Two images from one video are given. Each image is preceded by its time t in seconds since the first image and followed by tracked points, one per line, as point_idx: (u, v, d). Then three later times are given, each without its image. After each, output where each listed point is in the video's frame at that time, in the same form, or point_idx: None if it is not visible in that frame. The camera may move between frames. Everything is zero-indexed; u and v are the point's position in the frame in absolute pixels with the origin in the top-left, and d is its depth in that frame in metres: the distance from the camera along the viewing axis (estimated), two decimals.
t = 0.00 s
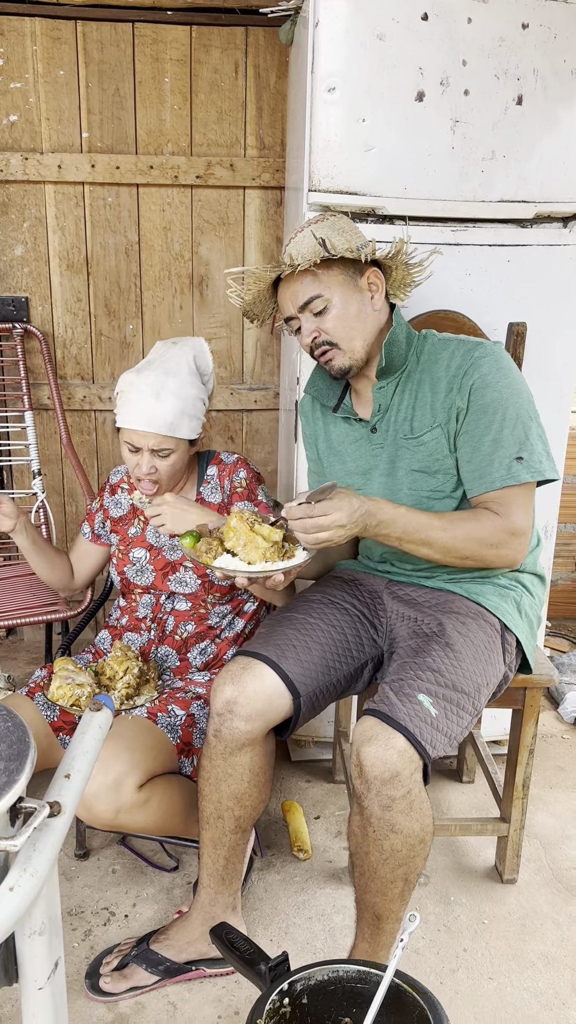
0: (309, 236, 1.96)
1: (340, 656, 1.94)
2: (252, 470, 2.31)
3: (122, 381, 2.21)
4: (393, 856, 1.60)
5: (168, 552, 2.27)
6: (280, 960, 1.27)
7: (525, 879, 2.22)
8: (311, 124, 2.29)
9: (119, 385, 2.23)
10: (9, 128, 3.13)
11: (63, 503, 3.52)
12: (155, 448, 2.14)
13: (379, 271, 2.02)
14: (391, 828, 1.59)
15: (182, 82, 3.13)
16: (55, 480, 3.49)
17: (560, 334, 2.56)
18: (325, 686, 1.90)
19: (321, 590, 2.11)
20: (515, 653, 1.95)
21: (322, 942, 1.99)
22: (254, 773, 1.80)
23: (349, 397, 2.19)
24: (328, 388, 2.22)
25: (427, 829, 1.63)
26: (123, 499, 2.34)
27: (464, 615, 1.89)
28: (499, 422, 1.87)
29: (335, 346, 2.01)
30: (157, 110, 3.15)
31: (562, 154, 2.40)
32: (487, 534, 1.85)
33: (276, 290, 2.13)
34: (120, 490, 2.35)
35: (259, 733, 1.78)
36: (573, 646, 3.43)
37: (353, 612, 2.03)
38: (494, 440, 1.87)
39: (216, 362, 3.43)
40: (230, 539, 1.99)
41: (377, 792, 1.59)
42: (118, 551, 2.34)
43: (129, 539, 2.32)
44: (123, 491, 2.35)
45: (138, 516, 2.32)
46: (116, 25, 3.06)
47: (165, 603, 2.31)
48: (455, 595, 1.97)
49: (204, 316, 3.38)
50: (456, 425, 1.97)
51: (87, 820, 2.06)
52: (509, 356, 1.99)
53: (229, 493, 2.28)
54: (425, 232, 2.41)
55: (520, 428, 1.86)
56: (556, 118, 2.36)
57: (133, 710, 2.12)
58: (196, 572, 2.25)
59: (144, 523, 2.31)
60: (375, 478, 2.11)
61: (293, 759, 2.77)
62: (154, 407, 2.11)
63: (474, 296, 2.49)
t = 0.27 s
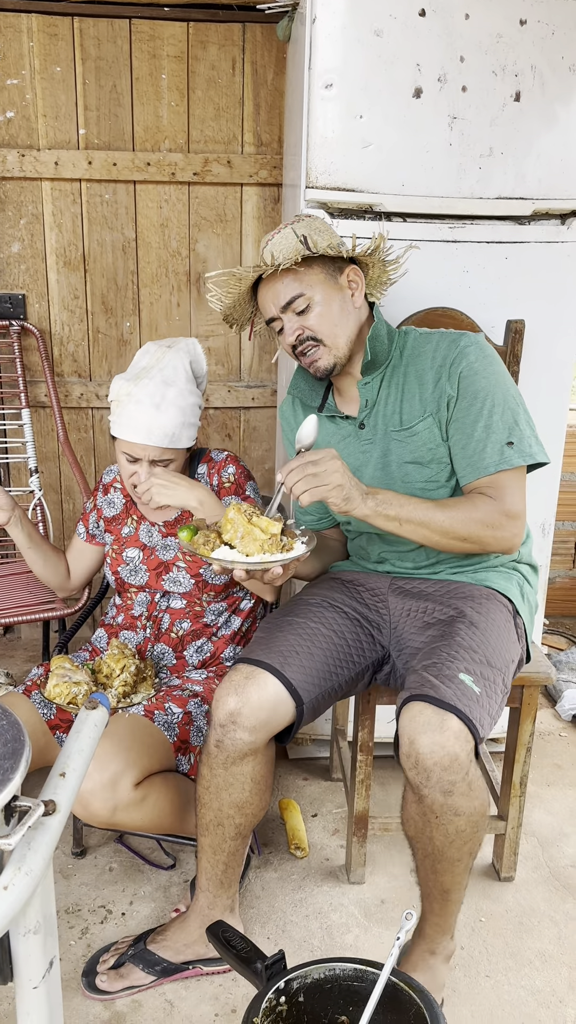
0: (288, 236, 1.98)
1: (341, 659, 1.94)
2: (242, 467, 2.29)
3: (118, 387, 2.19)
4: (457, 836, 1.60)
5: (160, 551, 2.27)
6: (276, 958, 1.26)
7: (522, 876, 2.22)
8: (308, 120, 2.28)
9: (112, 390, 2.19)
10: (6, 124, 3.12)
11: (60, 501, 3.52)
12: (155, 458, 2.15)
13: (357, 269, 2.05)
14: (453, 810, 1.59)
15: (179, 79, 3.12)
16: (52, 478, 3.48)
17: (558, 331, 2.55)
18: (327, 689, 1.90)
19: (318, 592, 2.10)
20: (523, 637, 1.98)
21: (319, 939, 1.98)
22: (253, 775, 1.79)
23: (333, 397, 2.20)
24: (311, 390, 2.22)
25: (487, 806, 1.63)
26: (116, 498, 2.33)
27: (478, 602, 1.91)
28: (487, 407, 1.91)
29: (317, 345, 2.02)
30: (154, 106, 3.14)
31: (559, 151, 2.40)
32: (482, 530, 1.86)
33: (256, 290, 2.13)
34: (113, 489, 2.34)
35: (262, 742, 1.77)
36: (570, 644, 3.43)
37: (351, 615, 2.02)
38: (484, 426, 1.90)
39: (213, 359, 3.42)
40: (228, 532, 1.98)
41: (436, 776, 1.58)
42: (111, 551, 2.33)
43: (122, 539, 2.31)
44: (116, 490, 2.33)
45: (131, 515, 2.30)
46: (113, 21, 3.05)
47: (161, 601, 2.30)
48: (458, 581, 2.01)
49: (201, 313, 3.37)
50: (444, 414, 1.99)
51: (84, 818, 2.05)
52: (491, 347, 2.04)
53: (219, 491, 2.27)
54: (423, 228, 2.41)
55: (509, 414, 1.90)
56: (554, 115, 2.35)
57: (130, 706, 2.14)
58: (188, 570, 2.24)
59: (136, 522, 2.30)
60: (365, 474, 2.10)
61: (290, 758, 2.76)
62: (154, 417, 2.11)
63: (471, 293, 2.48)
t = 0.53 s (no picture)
0: (269, 238, 1.99)
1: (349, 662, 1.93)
2: (248, 476, 2.29)
3: (118, 381, 2.19)
4: None
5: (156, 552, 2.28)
6: (274, 957, 1.26)
7: (520, 874, 2.22)
8: (305, 117, 2.28)
9: (114, 384, 2.19)
10: (3, 122, 3.11)
11: (58, 499, 3.51)
12: (168, 438, 2.14)
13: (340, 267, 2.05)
14: None
15: (177, 76, 3.11)
16: (50, 476, 3.48)
17: (557, 329, 2.55)
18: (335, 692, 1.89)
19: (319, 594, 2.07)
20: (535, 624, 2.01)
21: (316, 937, 1.98)
22: (261, 776, 1.79)
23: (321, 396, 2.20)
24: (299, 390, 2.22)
25: None
26: (111, 497, 2.32)
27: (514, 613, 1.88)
28: (473, 398, 1.91)
29: (304, 345, 2.02)
30: (152, 103, 3.13)
31: (558, 148, 2.39)
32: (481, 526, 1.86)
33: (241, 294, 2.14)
34: (108, 487, 2.33)
35: (269, 745, 1.77)
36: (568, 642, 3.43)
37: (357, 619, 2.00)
38: (472, 418, 1.90)
39: (211, 357, 3.42)
40: (229, 530, 1.99)
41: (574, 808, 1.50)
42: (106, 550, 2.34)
43: (118, 538, 2.32)
44: (111, 489, 2.33)
45: (127, 514, 2.31)
46: (111, 18, 3.04)
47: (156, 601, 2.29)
48: (471, 583, 2.01)
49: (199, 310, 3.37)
50: (431, 407, 2.00)
51: (82, 816, 2.05)
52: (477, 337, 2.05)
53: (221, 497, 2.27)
54: (421, 226, 2.40)
55: (495, 404, 1.90)
56: (552, 112, 2.35)
57: (128, 704, 2.13)
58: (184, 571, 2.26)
59: (132, 522, 2.30)
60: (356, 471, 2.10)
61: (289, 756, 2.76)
62: (163, 399, 2.12)
63: (469, 290, 2.48)
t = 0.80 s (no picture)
0: (275, 235, 1.99)
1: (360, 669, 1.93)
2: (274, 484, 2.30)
3: (141, 367, 2.30)
4: None
5: (169, 548, 2.29)
6: (274, 956, 1.25)
7: (520, 873, 2.22)
8: (305, 115, 2.27)
9: (138, 371, 2.30)
10: (1, 119, 3.10)
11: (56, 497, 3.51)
12: (204, 406, 2.26)
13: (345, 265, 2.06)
14: None
15: (175, 74, 3.10)
16: (49, 474, 3.47)
17: (556, 327, 2.54)
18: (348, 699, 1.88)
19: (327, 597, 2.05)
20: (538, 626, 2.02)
21: (316, 936, 1.98)
22: (269, 781, 1.78)
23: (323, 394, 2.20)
24: (301, 388, 2.22)
25: None
26: (127, 490, 2.36)
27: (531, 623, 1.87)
28: (482, 397, 1.92)
29: (309, 343, 2.02)
30: (151, 101, 3.12)
31: (558, 146, 2.38)
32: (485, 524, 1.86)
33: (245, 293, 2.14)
34: (124, 481, 2.37)
35: (284, 757, 1.77)
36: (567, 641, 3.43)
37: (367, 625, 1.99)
38: (481, 416, 1.91)
39: (210, 355, 3.41)
40: (236, 528, 1.98)
41: None
42: (118, 543, 2.35)
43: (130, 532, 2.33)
44: (128, 481, 2.36)
45: (141, 508, 2.33)
46: (109, 15, 3.03)
47: (162, 599, 2.30)
48: (480, 588, 2.00)
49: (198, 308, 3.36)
50: (438, 406, 2.00)
51: (82, 815, 2.05)
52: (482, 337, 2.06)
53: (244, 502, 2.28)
54: (420, 223, 2.40)
55: (505, 402, 1.91)
56: (552, 110, 2.34)
57: (127, 704, 2.11)
58: (197, 570, 2.26)
59: (145, 516, 2.32)
60: (360, 470, 2.10)
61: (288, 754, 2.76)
62: (192, 371, 2.25)
63: (469, 288, 2.48)
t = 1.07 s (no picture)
0: (281, 228, 1.99)
1: (354, 666, 1.93)
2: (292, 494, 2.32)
3: (171, 356, 2.32)
4: None
5: (181, 546, 2.29)
6: (276, 954, 1.24)
7: (519, 871, 2.22)
8: (305, 113, 2.27)
9: (166, 361, 2.32)
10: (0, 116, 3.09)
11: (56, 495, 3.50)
12: (228, 397, 2.26)
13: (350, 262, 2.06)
14: None
15: (175, 71, 3.09)
16: (48, 473, 3.47)
17: (556, 325, 2.54)
18: (342, 696, 1.88)
19: (324, 594, 2.05)
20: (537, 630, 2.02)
21: (316, 935, 1.98)
22: (270, 780, 1.78)
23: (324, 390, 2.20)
24: (302, 385, 2.22)
25: None
26: (140, 483, 2.36)
27: (526, 627, 1.87)
28: (486, 395, 1.92)
29: (312, 337, 2.02)
30: (150, 98, 3.11)
31: (558, 144, 2.38)
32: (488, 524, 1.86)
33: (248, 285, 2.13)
34: (138, 472, 2.37)
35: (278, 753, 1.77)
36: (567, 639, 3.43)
37: (362, 622, 1.99)
38: (486, 415, 1.91)
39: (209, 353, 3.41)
40: (240, 525, 1.98)
41: None
42: (127, 536, 2.35)
43: (141, 526, 2.33)
44: (142, 475, 2.37)
45: (153, 503, 2.33)
46: (108, 13, 3.02)
47: (167, 598, 2.30)
48: (476, 588, 2.00)
49: (197, 306, 3.36)
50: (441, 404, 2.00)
51: (82, 813, 2.05)
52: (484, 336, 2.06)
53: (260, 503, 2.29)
54: (420, 221, 2.39)
55: (509, 401, 1.92)
56: (552, 107, 2.34)
57: (128, 703, 2.10)
58: (209, 571, 2.27)
59: (157, 512, 2.32)
60: (360, 465, 2.09)
61: (288, 752, 2.76)
62: (219, 361, 2.27)
63: (468, 287, 2.47)
